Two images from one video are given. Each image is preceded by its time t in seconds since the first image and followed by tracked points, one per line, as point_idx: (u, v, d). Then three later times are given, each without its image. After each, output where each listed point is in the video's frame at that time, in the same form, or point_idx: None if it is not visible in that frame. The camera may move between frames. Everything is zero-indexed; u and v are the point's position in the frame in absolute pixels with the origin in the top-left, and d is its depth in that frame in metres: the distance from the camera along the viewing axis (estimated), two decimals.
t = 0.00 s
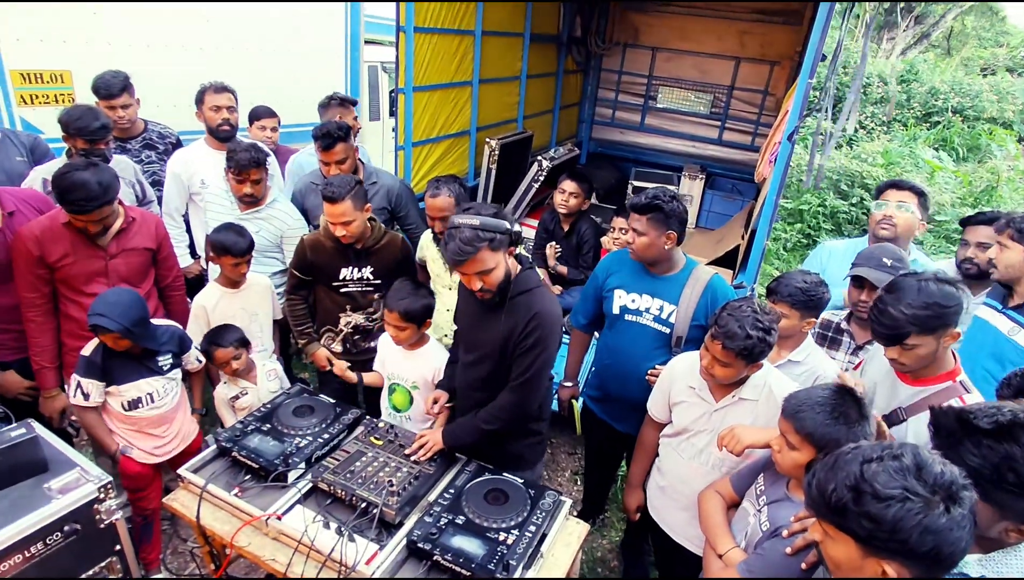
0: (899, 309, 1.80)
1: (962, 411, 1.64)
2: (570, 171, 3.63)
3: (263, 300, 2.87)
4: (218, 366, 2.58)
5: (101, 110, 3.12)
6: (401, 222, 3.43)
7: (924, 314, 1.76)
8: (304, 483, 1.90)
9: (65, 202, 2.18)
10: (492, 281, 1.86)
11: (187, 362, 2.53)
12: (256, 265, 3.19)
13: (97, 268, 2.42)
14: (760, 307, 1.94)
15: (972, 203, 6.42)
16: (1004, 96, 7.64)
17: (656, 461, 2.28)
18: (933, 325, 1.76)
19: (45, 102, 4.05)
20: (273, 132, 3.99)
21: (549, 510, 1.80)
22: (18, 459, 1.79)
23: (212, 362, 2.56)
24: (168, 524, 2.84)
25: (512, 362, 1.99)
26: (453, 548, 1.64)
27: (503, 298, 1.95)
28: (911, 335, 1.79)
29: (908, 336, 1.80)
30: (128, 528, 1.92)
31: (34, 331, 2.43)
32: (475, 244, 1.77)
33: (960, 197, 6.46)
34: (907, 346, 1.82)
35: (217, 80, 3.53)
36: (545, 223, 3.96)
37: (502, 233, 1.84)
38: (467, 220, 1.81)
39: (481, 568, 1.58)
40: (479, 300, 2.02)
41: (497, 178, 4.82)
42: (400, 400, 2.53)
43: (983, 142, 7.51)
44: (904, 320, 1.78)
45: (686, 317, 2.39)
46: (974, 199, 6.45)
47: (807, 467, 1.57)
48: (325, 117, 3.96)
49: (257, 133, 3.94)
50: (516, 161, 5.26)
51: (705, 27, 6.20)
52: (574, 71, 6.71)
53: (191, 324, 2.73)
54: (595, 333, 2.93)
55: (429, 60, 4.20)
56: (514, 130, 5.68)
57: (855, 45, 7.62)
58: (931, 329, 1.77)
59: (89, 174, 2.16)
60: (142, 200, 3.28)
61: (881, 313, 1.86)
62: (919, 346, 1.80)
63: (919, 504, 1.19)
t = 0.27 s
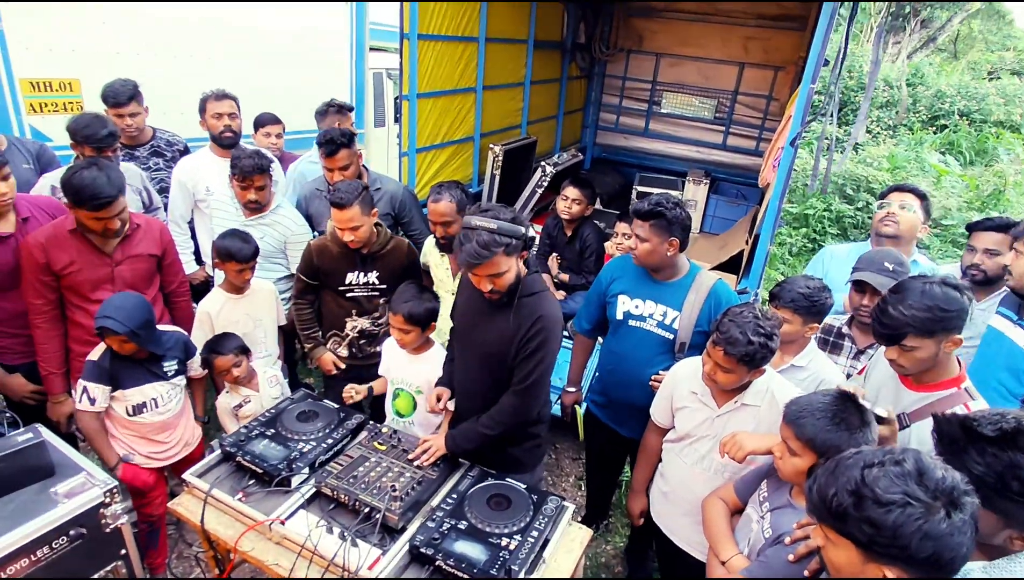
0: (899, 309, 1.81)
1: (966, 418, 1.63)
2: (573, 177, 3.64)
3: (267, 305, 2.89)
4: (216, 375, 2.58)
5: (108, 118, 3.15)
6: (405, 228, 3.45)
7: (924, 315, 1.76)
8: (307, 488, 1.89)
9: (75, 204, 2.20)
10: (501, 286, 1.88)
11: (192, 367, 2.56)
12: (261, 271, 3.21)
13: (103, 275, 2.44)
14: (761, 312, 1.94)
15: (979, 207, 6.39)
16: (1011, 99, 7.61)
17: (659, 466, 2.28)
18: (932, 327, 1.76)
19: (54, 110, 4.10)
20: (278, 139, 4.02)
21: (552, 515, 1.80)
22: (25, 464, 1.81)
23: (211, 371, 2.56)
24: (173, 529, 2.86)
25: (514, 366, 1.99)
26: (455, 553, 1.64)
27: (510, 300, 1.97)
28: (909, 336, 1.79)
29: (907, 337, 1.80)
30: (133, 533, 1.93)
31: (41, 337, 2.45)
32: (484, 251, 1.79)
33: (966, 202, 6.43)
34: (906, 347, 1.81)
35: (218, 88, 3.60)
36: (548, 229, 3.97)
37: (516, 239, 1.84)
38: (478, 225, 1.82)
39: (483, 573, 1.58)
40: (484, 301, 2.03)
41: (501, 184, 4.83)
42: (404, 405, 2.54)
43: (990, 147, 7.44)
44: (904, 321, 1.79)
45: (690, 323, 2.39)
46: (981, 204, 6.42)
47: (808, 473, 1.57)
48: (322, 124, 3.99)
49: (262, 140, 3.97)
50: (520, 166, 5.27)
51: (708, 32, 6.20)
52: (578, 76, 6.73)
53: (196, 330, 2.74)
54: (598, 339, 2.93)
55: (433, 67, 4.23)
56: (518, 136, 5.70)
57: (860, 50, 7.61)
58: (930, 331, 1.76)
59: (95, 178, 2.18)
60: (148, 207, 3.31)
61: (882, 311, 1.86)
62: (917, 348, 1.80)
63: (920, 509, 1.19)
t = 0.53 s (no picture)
0: (897, 316, 1.81)
1: (963, 426, 1.63)
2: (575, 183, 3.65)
3: (269, 311, 2.91)
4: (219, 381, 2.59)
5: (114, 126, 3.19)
6: (407, 234, 3.47)
7: (922, 323, 1.76)
8: (310, 492, 1.92)
9: (83, 209, 2.24)
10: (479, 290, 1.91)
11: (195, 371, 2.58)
12: (265, 277, 3.24)
13: (108, 282, 2.47)
14: (761, 316, 1.94)
15: (983, 210, 6.37)
16: (1015, 101, 7.60)
17: (661, 471, 2.28)
18: (929, 336, 1.76)
19: (61, 119, 4.14)
20: (281, 146, 4.06)
21: (553, 520, 1.81)
22: (31, 469, 1.83)
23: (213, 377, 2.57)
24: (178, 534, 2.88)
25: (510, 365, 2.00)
26: (456, 558, 1.65)
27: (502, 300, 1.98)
28: (906, 343, 1.80)
29: (904, 343, 1.80)
30: (137, 537, 1.95)
31: (47, 344, 2.47)
32: (459, 252, 1.81)
33: (971, 204, 6.41)
34: (904, 353, 1.82)
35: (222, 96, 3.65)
36: (550, 234, 3.98)
37: (489, 249, 1.83)
38: (457, 228, 1.84)
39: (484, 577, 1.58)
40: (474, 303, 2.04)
41: (503, 189, 4.85)
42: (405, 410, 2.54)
43: (995, 149, 7.43)
44: (901, 328, 1.79)
45: (691, 327, 2.40)
46: (986, 207, 6.41)
47: (807, 478, 1.57)
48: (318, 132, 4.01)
49: (265, 147, 4.00)
50: (522, 172, 5.29)
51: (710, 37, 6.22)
52: (580, 82, 6.76)
53: (199, 337, 2.77)
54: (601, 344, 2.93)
55: (435, 73, 4.26)
56: (520, 141, 5.72)
57: (863, 53, 7.61)
58: (927, 340, 1.77)
59: (100, 180, 2.22)
60: (153, 214, 3.35)
61: (881, 317, 1.87)
62: (915, 354, 1.80)
63: (915, 513, 1.19)
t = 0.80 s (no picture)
0: (901, 311, 1.81)
1: (973, 425, 1.63)
2: (578, 187, 3.66)
3: (273, 314, 2.92)
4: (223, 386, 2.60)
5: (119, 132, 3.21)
6: (411, 238, 3.48)
7: (925, 319, 1.75)
8: (315, 495, 1.92)
9: (92, 211, 2.26)
10: (468, 290, 1.92)
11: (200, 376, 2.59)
12: (268, 281, 3.25)
13: (113, 287, 2.48)
14: (765, 317, 1.95)
15: (988, 210, 6.35)
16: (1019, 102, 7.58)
17: (665, 474, 2.27)
18: (932, 333, 1.76)
19: (67, 125, 4.17)
20: (284, 151, 4.08)
21: (557, 522, 1.81)
22: (37, 473, 1.84)
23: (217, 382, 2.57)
24: (183, 537, 2.89)
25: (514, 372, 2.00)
26: (460, 561, 1.65)
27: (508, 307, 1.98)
28: (908, 339, 1.80)
29: (907, 339, 1.81)
30: (143, 540, 1.95)
31: (53, 349, 2.48)
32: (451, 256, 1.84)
33: (976, 205, 6.40)
34: (907, 349, 1.82)
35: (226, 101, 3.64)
36: (554, 238, 3.99)
37: (476, 257, 1.83)
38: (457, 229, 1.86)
39: None
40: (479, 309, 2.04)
41: (506, 193, 4.86)
42: (410, 413, 2.55)
43: (999, 149, 7.42)
44: (904, 323, 1.79)
45: (695, 330, 2.40)
46: (990, 208, 6.39)
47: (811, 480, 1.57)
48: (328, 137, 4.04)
49: (268, 152, 4.02)
50: (525, 175, 5.31)
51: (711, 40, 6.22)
52: (583, 85, 6.77)
53: (202, 342, 2.77)
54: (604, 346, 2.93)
55: (437, 77, 4.27)
56: (523, 145, 5.73)
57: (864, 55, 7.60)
58: (929, 336, 1.77)
59: (105, 182, 2.23)
60: (158, 220, 3.37)
61: (885, 313, 1.87)
62: (917, 351, 1.80)
63: (917, 515, 1.19)
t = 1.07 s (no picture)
0: (899, 310, 1.81)
1: (978, 425, 1.62)
2: (580, 188, 3.65)
3: (275, 316, 2.92)
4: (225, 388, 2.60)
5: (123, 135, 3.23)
6: (412, 239, 3.49)
7: (924, 318, 1.75)
8: (317, 497, 1.92)
9: (96, 214, 2.27)
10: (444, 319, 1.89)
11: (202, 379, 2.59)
12: (270, 283, 3.26)
13: (117, 289, 2.49)
14: (762, 316, 1.96)
15: (991, 210, 6.33)
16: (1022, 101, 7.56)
17: (667, 474, 2.27)
18: (932, 331, 1.76)
19: (71, 128, 4.19)
20: (286, 153, 4.08)
21: (559, 523, 1.81)
22: (41, 475, 1.85)
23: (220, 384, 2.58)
24: (186, 539, 2.89)
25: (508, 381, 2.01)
26: (463, 562, 1.65)
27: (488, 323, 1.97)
28: (907, 337, 1.80)
29: (905, 338, 1.80)
30: (146, 542, 1.96)
31: (57, 352, 2.49)
32: (425, 289, 1.80)
33: (979, 205, 6.37)
34: (906, 348, 1.82)
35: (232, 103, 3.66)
36: (556, 239, 3.99)
37: (451, 289, 1.79)
38: (429, 259, 1.82)
39: None
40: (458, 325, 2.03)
41: (508, 194, 4.87)
42: (411, 412, 2.56)
43: (1002, 148, 7.40)
44: (902, 322, 1.79)
45: (696, 331, 2.40)
46: (994, 207, 6.37)
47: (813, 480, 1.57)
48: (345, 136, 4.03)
49: (270, 155, 4.03)
50: (527, 176, 5.31)
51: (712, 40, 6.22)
52: (584, 86, 6.78)
53: (205, 343, 2.78)
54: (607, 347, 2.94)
55: (439, 79, 4.28)
56: (524, 146, 5.73)
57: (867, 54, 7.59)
58: (928, 335, 1.76)
59: (109, 184, 2.25)
60: (162, 222, 3.39)
61: (884, 312, 1.87)
62: (916, 350, 1.80)
63: (920, 517, 1.19)
